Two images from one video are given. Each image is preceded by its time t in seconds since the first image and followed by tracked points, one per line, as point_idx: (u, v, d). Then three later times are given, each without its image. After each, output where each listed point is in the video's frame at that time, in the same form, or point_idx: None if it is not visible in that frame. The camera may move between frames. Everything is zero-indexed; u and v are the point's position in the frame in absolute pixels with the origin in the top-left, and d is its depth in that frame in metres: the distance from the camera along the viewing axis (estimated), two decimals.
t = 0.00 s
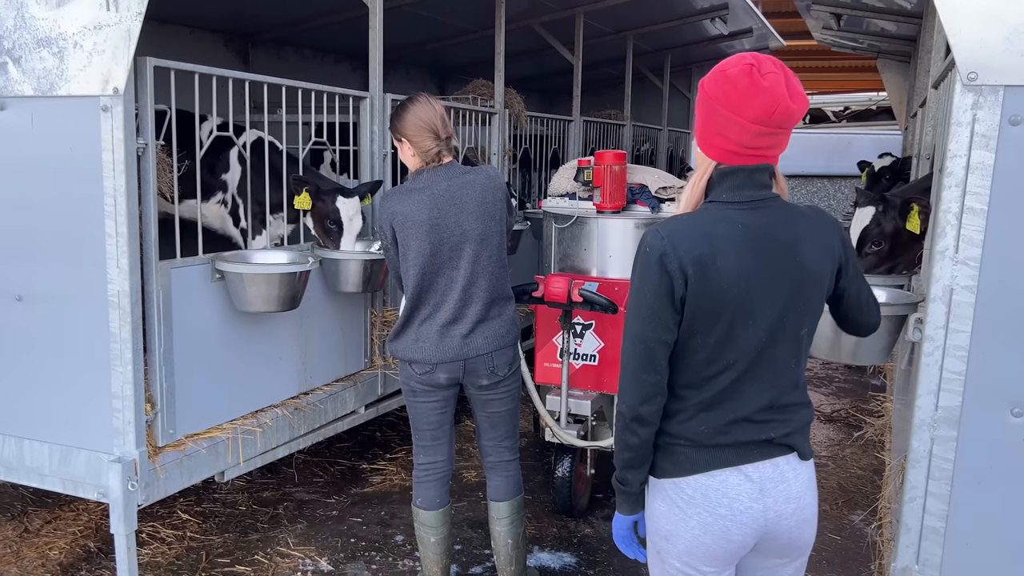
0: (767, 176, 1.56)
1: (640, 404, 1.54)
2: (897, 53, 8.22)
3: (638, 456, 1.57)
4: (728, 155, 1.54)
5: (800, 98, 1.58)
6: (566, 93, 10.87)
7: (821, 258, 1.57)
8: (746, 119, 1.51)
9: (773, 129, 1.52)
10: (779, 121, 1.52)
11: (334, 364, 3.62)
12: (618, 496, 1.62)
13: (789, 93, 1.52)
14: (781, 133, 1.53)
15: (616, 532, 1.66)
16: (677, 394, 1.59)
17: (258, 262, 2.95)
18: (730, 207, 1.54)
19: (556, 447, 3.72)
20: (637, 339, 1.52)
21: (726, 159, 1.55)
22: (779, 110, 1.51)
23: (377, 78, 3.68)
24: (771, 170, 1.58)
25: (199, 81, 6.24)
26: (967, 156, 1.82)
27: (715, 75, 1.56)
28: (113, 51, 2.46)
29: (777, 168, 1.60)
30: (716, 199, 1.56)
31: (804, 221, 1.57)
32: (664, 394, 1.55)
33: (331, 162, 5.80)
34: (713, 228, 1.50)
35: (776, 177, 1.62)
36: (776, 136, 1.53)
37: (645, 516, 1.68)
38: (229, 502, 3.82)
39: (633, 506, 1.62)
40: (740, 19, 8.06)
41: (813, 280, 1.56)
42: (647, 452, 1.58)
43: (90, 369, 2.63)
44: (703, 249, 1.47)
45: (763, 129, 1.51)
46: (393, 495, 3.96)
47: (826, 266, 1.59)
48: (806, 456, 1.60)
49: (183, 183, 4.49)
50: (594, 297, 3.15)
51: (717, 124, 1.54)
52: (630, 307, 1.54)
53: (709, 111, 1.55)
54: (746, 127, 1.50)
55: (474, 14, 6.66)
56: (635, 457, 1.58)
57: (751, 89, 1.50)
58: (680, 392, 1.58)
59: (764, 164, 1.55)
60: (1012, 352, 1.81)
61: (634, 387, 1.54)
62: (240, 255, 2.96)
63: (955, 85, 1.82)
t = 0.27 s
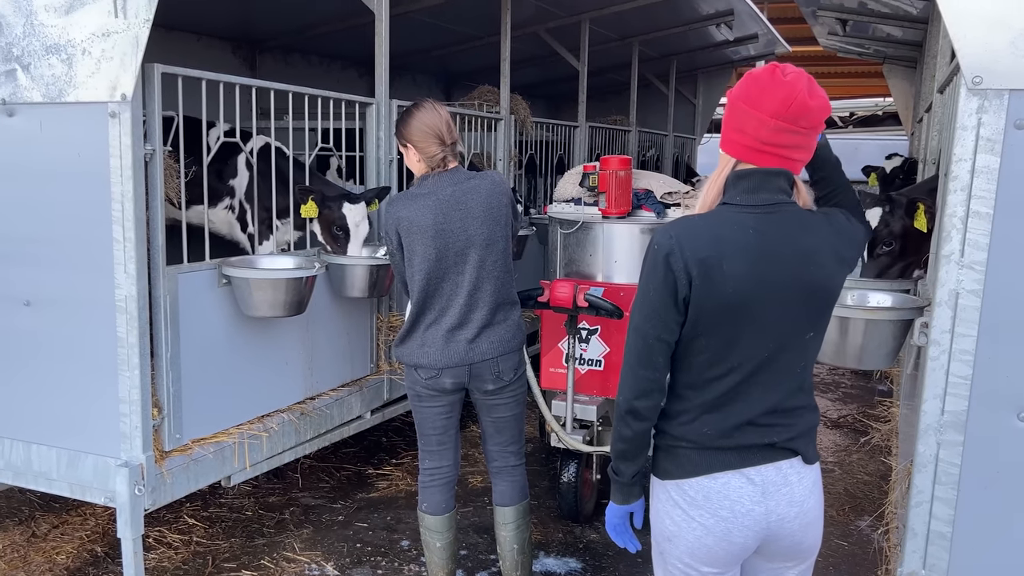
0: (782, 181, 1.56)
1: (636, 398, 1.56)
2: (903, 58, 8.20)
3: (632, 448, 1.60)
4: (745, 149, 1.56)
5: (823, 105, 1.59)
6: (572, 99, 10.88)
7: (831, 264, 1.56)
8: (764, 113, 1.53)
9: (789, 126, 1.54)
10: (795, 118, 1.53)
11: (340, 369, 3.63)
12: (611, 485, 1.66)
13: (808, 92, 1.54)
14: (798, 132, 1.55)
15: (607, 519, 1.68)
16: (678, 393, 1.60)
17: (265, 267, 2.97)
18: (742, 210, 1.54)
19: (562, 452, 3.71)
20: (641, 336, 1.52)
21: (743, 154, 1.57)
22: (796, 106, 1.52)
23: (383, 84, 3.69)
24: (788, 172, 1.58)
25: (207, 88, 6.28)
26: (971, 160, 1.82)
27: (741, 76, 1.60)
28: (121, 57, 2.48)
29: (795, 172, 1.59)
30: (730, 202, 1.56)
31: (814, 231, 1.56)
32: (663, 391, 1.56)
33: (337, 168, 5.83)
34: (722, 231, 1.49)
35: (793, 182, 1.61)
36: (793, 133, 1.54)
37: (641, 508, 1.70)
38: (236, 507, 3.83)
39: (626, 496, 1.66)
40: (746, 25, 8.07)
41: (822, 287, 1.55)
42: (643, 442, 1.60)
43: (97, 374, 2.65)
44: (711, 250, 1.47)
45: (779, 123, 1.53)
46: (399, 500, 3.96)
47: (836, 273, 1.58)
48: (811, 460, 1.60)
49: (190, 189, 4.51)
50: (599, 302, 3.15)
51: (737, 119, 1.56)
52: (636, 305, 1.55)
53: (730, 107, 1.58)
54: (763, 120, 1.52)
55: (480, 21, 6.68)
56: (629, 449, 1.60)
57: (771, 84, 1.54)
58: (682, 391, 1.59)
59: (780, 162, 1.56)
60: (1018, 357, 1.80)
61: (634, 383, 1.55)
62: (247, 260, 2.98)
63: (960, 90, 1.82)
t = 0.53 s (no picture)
0: (790, 189, 1.57)
1: (649, 406, 1.55)
2: (905, 64, 8.21)
3: (647, 455, 1.59)
4: (753, 154, 1.56)
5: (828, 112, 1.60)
6: (575, 106, 10.91)
7: (837, 271, 1.57)
8: (771, 117, 1.54)
9: (796, 130, 1.55)
10: (802, 122, 1.54)
11: (344, 377, 3.64)
12: (627, 494, 1.64)
13: (813, 97, 1.56)
14: (805, 136, 1.55)
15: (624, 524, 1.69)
16: (687, 400, 1.60)
17: (269, 274, 2.98)
18: (750, 218, 1.54)
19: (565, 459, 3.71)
20: (650, 344, 1.53)
21: (751, 160, 1.57)
22: (802, 110, 1.54)
23: (387, 92, 3.71)
24: (796, 177, 1.58)
25: (211, 96, 6.31)
26: (974, 167, 1.83)
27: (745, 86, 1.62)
28: (128, 66, 2.50)
29: (803, 178, 1.59)
30: (738, 210, 1.57)
31: (821, 238, 1.56)
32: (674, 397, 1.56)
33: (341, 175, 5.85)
34: (731, 239, 1.50)
35: (802, 189, 1.61)
36: (800, 138, 1.55)
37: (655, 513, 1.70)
38: (240, 514, 3.84)
39: (642, 503, 1.63)
40: (748, 32, 8.09)
41: (829, 293, 1.56)
42: (657, 451, 1.59)
43: (103, 381, 2.66)
44: (719, 258, 1.48)
45: (786, 128, 1.54)
46: (403, 507, 3.96)
47: (842, 280, 1.59)
48: (816, 463, 1.60)
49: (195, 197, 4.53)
50: (602, 308, 3.17)
51: (743, 125, 1.58)
52: (645, 312, 1.55)
53: (736, 115, 1.60)
54: (769, 124, 1.54)
55: (483, 28, 6.71)
56: (643, 455, 1.59)
57: (776, 90, 1.56)
58: (690, 397, 1.59)
59: (788, 167, 1.56)
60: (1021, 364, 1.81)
61: (644, 390, 1.55)
62: (252, 267, 2.99)
63: (962, 96, 1.83)
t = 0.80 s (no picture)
0: (783, 200, 1.58)
1: (648, 411, 1.56)
2: (900, 72, 8.26)
3: (645, 462, 1.59)
4: (746, 167, 1.58)
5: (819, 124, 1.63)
6: (572, 114, 10.95)
7: (830, 281, 1.58)
8: (763, 130, 1.56)
9: (788, 142, 1.57)
10: (793, 134, 1.56)
11: (341, 386, 3.65)
12: (624, 502, 1.64)
13: (804, 110, 1.58)
14: (798, 148, 1.57)
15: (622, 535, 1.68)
16: (683, 406, 1.61)
17: (267, 285, 2.99)
18: (746, 228, 1.56)
19: (563, 468, 3.72)
20: (648, 350, 1.53)
21: (744, 172, 1.59)
22: (794, 122, 1.56)
23: (384, 103, 3.74)
24: (789, 189, 1.60)
25: (209, 106, 6.33)
26: (964, 179, 1.84)
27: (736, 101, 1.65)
28: (126, 79, 2.52)
29: (796, 190, 1.61)
30: (734, 220, 1.59)
31: (814, 248, 1.58)
32: (672, 402, 1.56)
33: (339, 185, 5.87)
34: (727, 246, 1.52)
35: (795, 201, 1.63)
36: (792, 149, 1.57)
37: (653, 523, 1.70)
38: (237, 524, 3.84)
39: (639, 511, 1.63)
40: (743, 41, 8.14)
41: (822, 303, 1.57)
42: (655, 457, 1.60)
43: (101, 392, 2.67)
44: (715, 266, 1.49)
45: (778, 140, 1.56)
46: (400, 517, 3.97)
47: (835, 291, 1.60)
48: (811, 471, 1.61)
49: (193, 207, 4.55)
50: (599, 317, 3.16)
51: (736, 139, 1.60)
52: (643, 318, 1.56)
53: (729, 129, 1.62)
54: (762, 137, 1.56)
55: (480, 37, 6.74)
56: (640, 462, 1.60)
57: (767, 104, 1.58)
58: (687, 404, 1.60)
59: (781, 179, 1.58)
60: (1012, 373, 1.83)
61: (643, 395, 1.56)
62: (249, 278, 3.00)
63: (952, 109, 1.85)
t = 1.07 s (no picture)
0: (769, 211, 1.60)
1: (638, 414, 1.56)
2: (886, 81, 8.34)
3: (634, 465, 1.59)
4: (735, 180, 1.60)
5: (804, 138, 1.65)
6: (561, 123, 11.00)
7: (815, 291, 1.61)
8: (752, 144, 1.58)
9: (776, 156, 1.59)
10: (781, 148, 1.58)
11: (331, 396, 3.65)
12: (614, 504, 1.64)
13: (791, 124, 1.60)
14: (785, 162, 1.59)
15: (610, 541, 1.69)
16: (672, 410, 1.62)
17: (256, 295, 3.00)
18: (734, 236, 1.58)
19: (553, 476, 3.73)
20: (639, 353, 1.54)
21: (733, 185, 1.60)
22: (782, 137, 1.58)
23: (373, 113, 3.75)
24: (776, 202, 1.62)
25: (198, 116, 6.33)
26: (945, 189, 1.87)
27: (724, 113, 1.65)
28: (114, 91, 2.52)
29: (782, 202, 1.64)
30: (722, 228, 1.61)
31: (800, 260, 1.60)
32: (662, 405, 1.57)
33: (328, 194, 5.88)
34: (717, 253, 1.54)
35: (781, 212, 1.66)
36: (780, 163, 1.59)
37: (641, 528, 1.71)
38: (227, 535, 3.82)
39: (628, 515, 1.64)
40: (731, 50, 8.20)
41: (806, 311, 1.59)
42: (644, 460, 1.60)
43: (90, 403, 2.66)
44: (705, 272, 1.51)
45: (767, 155, 1.58)
46: (391, 526, 3.96)
47: (820, 300, 1.63)
48: (795, 472, 1.63)
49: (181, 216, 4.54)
50: (588, 326, 3.18)
51: (725, 152, 1.61)
52: (634, 322, 1.57)
53: (718, 141, 1.63)
54: (751, 151, 1.57)
55: (469, 47, 6.77)
56: (631, 465, 1.60)
57: (755, 117, 1.59)
58: (675, 408, 1.61)
59: (769, 193, 1.60)
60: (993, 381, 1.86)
61: (634, 398, 1.56)
62: (238, 289, 3.01)
63: (933, 121, 1.88)
